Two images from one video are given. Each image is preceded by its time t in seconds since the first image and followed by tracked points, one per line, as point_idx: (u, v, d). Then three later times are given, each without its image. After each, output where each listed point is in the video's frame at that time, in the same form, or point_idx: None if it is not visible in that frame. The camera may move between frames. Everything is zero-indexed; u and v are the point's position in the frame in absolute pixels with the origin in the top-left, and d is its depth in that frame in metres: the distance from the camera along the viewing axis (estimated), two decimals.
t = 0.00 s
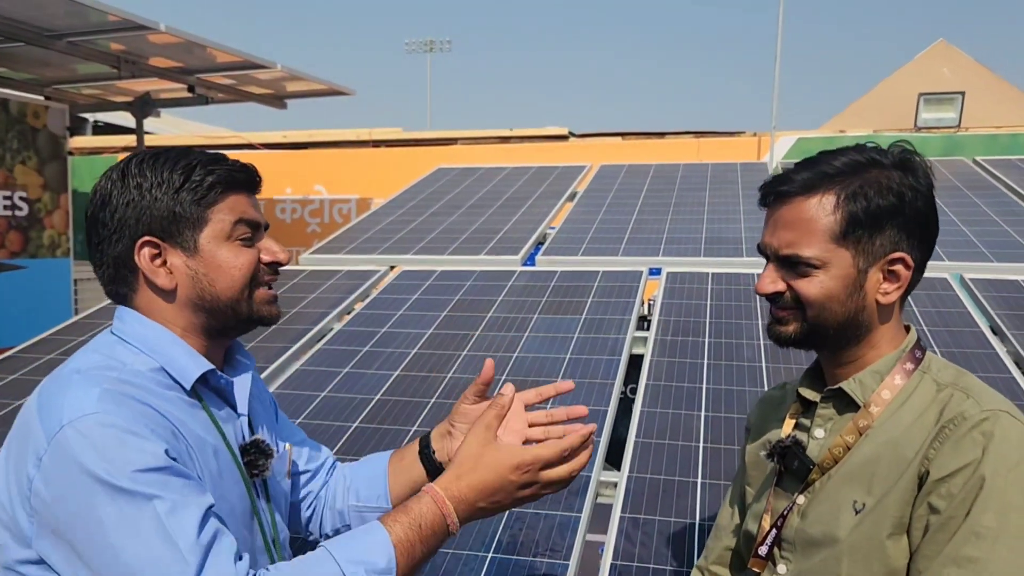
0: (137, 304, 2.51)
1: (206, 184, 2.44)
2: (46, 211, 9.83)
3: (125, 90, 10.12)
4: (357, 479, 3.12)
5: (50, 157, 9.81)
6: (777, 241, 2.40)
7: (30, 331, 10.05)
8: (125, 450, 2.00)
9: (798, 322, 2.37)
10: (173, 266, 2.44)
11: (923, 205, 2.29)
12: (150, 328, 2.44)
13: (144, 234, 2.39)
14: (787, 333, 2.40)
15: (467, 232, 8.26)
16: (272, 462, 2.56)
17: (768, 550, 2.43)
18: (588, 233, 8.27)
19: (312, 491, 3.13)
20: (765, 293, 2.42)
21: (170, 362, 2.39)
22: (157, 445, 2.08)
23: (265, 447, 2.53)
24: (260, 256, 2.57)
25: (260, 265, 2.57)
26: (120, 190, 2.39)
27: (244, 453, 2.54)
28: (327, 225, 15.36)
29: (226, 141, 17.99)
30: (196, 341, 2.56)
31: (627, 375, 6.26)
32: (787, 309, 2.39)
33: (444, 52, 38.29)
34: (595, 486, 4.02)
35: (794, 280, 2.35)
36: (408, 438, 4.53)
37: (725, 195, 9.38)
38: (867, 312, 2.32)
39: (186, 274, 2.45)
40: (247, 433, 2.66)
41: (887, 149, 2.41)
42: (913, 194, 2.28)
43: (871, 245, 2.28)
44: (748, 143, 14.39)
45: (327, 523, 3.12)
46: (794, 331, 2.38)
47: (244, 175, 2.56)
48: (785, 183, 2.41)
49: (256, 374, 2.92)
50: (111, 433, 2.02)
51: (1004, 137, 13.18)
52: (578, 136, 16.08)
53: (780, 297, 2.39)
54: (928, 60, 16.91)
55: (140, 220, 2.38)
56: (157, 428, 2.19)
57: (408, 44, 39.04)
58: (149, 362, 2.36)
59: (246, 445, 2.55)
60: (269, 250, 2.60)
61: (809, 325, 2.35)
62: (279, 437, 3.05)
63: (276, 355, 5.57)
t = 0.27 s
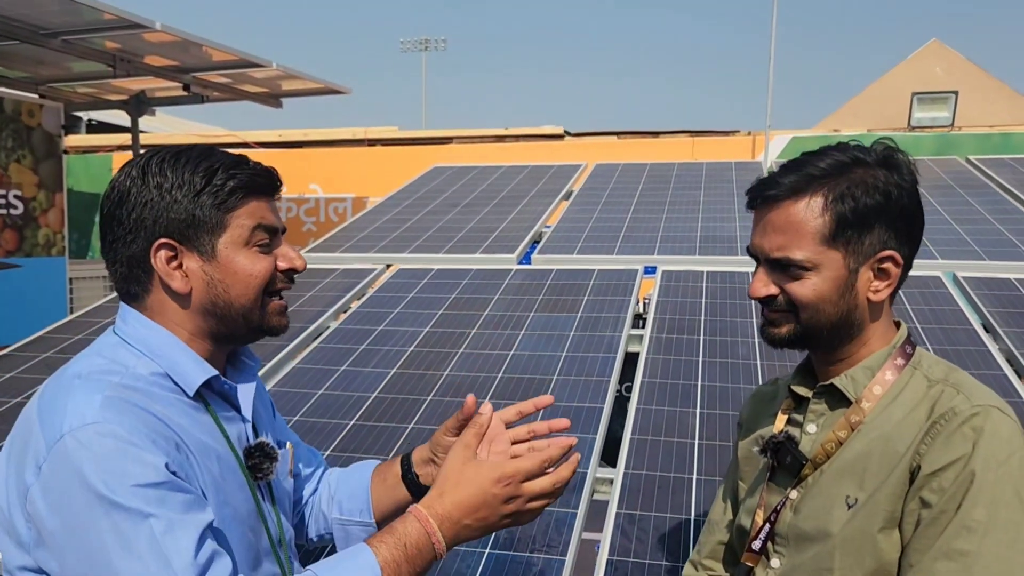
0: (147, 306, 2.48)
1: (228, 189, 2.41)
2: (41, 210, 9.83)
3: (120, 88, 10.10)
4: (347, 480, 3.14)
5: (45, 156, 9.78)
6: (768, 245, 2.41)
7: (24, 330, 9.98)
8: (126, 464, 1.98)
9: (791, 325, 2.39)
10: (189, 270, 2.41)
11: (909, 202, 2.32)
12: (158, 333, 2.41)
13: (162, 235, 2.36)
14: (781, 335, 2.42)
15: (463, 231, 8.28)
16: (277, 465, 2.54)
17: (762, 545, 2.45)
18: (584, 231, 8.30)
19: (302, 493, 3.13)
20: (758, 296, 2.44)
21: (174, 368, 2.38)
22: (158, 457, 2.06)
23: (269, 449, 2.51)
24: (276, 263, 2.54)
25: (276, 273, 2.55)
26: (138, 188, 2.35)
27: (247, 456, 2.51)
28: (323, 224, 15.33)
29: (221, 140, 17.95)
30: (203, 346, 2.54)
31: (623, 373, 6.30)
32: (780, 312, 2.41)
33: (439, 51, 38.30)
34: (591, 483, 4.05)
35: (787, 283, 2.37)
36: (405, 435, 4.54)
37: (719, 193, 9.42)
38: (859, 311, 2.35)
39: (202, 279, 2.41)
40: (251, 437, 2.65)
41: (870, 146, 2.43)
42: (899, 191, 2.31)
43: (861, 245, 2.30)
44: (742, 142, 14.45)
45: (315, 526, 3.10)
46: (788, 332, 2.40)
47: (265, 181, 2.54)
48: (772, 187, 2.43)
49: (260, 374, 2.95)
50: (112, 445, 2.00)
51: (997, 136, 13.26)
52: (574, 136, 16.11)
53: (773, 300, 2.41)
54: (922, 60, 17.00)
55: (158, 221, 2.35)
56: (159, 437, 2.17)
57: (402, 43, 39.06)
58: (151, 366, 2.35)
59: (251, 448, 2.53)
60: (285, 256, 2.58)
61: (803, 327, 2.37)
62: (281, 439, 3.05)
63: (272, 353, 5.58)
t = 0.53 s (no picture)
0: (143, 302, 2.48)
1: (226, 189, 2.43)
2: (38, 207, 9.78)
3: (115, 86, 10.07)
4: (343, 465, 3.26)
5: (41, 153, 9.75)
6: (767, 236, 2.44)
7: (18, 329, 9.85)
8: (141, 460, 1.99)
9: (789, 316, 2.41)
10: (189, 270, 2.43)
11: (908, 197, 2.34)
12: (157, 328, 2.42)
13: (162, 235, 2.37)
14: (779, 326, 2.44)
15: (460, 229, 8.29)
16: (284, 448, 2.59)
17: (761, 536, 2.47)
18: (581, 229, 8.32)
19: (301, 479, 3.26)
20: (756, 287, 2.46)
21: (179, 360, 2.39)
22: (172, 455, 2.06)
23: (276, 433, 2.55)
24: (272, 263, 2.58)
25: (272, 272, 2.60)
26: (138, 186, 2.34)
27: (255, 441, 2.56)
28: (319, 222, 15.29)
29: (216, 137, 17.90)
30: (200, 340, 2.57)
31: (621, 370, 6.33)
32: (778, 303, 2.43)
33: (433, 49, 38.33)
34: (591, 477, 4.07)
35: (785, 275, 2.39)
36: (405, 431, 4.56)
37: (715, 191, 9.45)
38: (855, 304, 2.37)
39: (201, 279, 2.44)
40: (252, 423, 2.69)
41: (870, 144, 2.45)
42: (897, 187, 2.34)
43: (858, 238, 2.32)
44: (738, 140, 14.50)
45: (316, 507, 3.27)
46: (785, 324, 2.43)
47: (262, 179, 2.56)
48: (773, 180, 2.45)
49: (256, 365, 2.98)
50: (127, 441, 2.01)
51: (990, 135, 13.34)
52: (570, 134, 16.13)
53: (771, 291, 2.43)
54: (915, 59, 17.08)
55: (158, 220, 2.36)
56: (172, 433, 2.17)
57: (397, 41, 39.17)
58: (156, 360, 2.35)
59: (257, 432, 2.57)
60: (280, 256, 2.62)
61: (799, 318, 2.39)
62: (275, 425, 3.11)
63: (272, 350, 5.58)
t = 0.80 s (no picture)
0: (163, 288, 2.28)
1: (276, 207, 2.24)
2: (38, 205, 9.79)
3: (114, 84, 10.09)
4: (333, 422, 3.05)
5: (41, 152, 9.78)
6: (769, 233, 2.53)
7: (21, 329, 9.86)
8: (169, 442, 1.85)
9: (789, 310, 2.50)
10: (216, 268, 2.22)
11: (904, 198, 2.44)
12: (173, 323, 2.25)
13: (200, 226, 2.18)
14: (779, 320, 2.53)
15: (459, 227, 8.36)
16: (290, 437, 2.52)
17: (763, 524, 2.57)
18: (580, 228, 8.42)
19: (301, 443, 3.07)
20: (758, 283, 2.55)
21: (193, 355, 2.25)
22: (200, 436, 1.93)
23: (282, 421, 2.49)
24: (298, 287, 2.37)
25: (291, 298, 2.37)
26: (195, 179, 2.20)
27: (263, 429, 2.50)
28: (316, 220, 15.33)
29: (213, 135, 17.92)
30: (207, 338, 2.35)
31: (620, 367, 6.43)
32: (779, 298, 2.52)
33: (427, 47, 38.36)
34: (593, 471, 4.17)
35: (786, 270, 2.48)
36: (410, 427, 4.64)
37: (711, 190, 9.56)
38: (852, 300, 2.46)
39: (227, 281, 2.23)
40: (258, 416, 2.57)
41: (868, 148, 2.55)
42: (893, 188, 2.44)
43: (857, 235, 2.41)
44: (732, 140, 14.63)
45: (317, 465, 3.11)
46: (786, 318, 2.51)
47: (312, 211, 2.40)
48: (775, 180, 2.55)
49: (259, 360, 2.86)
50: (154, 425, 1.88)
51: (981, 135, 13.50)
52: (566, 133, 16.22)
53: (772, 286, 2.52)
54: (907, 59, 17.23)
55: (201, 212, 2.18)
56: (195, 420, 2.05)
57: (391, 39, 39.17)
58: (172, 356, 2.21)
59: (265, 422, 2.51)
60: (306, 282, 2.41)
61: (799, 312, 2.48)
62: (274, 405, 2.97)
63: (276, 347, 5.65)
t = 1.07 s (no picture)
0: (151, 283, 2.44)
1: (246, 195, 2.40)
2: (39, 202, 9.82)
3: (112, 82, 10.13)
4: (334, 407, 3.02)
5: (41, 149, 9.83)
6: (770, 229, 2.65)
7: (24, 325, 9.95)
8: (161, 407, 2.00)
9: (788, 302, 2.61)
10: (199, 258, 2.38)
11: (896, 197, 2.56)
12: (165, 312, 2.39)
13: (178, 222, 2.33)
14: (779, 311, 2.64)
15: (457, 224, 8.46)
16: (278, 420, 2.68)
17: (761, 506, 2.69)
18: (576, 225, 8.54)
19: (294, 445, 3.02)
20: (759, 276, 2.67)
21: (182, 338, 2.38)
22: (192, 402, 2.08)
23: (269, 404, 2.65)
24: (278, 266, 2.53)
25: (272, 275, 2.53)
26: (166, 180, 2.35)
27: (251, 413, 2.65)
28: (313, 218, 15.38)
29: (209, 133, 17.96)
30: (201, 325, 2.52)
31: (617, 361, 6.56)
32: (779, 291, 2.63)
33: (420, 44, 38.39)
34: (594, 460, 4.29)
35: (786, 264, 2.60)
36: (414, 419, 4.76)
37: (705, 188, 9.70)
38: (848, 293, 2.58)
39: (210, 270, 2.40)
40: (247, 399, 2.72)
41: (863, 149, 2.68)
42: (887, 187, 2.56)
43: (853, 232, 2.53)
44: (725, 138, 14.78)
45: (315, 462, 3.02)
46: (785, 310, 2.63)
47: (279, 193, 2.55)
48: (776, 178, 2.67)
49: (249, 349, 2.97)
50: (147, 394, 2.03)
51: (970, 134, 13.69)
52: (561, 131, 16.34)
53: (772, 279, 2.64)
54: (898, 59, 17.42)
55: (177, 210, 2.33)
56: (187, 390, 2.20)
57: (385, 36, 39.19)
58: (164, 340, 2.34)
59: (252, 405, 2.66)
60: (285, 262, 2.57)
61: (798, 304, 2.60)
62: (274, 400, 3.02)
63: (281, 343, 5.75)
